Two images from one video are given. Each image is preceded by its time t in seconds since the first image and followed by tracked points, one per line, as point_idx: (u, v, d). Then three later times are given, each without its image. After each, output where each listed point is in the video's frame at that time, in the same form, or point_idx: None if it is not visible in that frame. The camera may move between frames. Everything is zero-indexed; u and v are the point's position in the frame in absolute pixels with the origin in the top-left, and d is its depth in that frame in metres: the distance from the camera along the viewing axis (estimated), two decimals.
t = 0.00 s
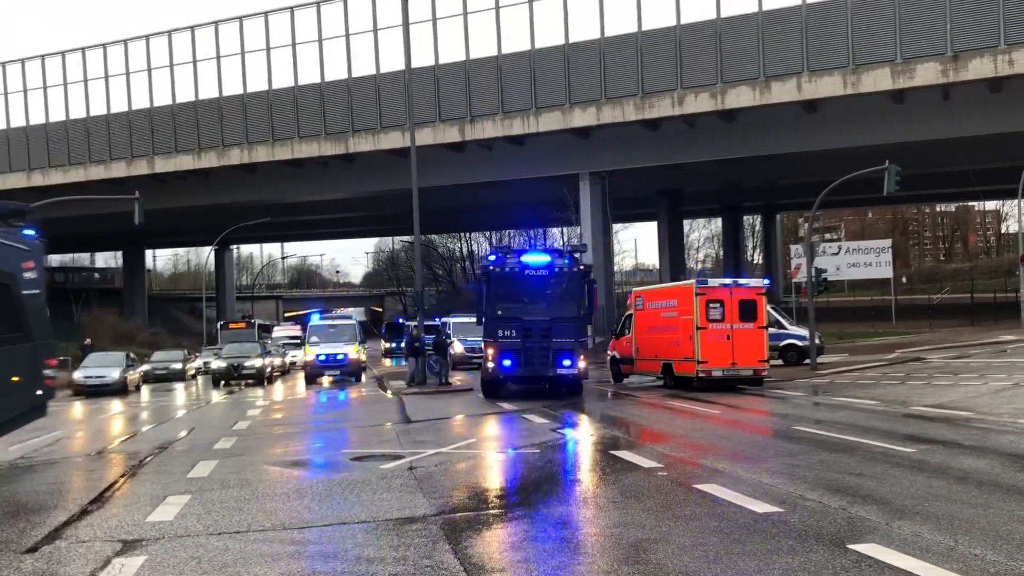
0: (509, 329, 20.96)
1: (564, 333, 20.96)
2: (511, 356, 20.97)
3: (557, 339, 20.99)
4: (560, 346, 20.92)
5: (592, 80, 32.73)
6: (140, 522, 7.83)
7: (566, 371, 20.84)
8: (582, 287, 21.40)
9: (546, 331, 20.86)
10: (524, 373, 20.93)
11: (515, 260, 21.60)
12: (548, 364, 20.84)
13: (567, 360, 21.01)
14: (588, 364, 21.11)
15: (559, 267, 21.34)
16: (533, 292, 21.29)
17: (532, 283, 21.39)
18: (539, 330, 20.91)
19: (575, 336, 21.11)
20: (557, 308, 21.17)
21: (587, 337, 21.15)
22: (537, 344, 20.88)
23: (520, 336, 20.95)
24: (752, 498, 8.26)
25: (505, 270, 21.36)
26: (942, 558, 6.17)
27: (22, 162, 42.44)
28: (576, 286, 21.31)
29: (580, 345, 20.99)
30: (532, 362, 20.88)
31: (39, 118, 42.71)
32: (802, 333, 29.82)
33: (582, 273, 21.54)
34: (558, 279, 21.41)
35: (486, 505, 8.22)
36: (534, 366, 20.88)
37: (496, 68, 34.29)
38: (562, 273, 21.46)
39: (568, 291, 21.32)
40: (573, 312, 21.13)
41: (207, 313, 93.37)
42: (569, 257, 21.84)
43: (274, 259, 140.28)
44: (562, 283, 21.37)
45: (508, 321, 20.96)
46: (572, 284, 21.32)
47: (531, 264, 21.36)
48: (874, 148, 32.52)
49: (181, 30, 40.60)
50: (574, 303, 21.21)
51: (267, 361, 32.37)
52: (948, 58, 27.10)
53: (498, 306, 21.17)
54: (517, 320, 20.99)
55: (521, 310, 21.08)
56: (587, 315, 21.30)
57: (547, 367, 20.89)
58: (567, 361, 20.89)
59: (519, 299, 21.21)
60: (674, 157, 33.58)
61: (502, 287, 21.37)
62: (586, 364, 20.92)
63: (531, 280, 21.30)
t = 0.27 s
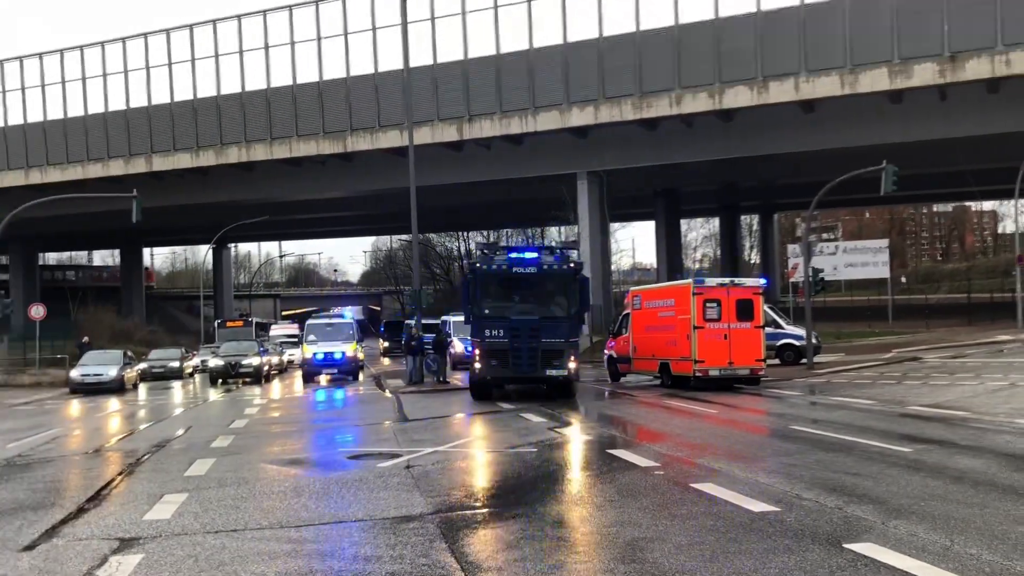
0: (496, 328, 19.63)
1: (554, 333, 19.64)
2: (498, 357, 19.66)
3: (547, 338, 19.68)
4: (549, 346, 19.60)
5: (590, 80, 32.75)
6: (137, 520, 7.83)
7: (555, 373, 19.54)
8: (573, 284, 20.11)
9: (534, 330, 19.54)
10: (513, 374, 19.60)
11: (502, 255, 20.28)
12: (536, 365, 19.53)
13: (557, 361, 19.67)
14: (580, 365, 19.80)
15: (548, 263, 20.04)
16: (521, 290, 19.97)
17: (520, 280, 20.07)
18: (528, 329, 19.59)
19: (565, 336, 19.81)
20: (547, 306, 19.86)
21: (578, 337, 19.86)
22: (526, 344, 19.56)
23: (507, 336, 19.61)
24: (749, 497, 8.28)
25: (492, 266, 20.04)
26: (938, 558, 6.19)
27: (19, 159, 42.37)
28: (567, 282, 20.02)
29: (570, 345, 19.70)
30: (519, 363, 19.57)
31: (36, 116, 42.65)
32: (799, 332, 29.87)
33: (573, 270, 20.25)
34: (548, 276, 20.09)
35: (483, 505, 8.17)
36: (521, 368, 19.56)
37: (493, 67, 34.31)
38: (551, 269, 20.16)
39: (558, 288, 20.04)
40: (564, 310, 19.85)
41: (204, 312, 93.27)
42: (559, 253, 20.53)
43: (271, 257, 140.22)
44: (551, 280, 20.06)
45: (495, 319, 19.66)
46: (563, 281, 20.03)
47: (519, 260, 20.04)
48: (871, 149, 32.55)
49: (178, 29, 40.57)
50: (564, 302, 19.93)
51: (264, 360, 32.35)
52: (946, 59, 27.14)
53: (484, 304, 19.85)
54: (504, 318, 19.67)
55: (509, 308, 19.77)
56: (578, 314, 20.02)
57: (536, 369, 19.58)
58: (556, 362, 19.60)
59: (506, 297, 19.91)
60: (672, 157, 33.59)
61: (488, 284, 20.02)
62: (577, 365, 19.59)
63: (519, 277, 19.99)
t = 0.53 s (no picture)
0: (483, 328, 18.89)
1: (542, 333, 18.85)
2: (485, 358, 18.90)
3: (535, 339, 18.92)
4: (537, 347, 18.81)
5: (591, 78, 32.73)
6: (136, 518, 7.83)
7: (543, 374, 18.76)
8: (564, 283, 19.21)
9: (521, 330, 18.79)
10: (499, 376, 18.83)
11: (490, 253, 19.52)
12: (524, 367, 18.73)
13: (546, 362, 18.89)
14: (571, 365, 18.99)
15: (537, 261, 19.19)
16: (509, 289, 19.19)
17: (507, 279, 19.25)
18: (515, 330, 18.83)
19: (555, 336, 19.02)
20: (535, 305, 19.06)
21: (567, 337, 19.01)
22: (513, 344, 18.78)
23: (494, 336, 18.88)
24: (748, 497, 8.26)
25: (479, 264, 19.27)
26: (939, 558, 6.17)
27: (19, 158, 42.36)
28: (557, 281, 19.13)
29: (560, 346, 18.88)
30: (506, 364, 18.81)
31: (36, 114, 42.64)
32: (799, 332, 29.83)
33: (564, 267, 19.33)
34: (537, 274, 19.25)
35: (482, 505, 8.12)
36: (508, 369, 18.77)
37: (494, 65, 34.29)
38: (540, 268, 19.28)
39: (548, 287, 19.15)
40: (553, 310, 19.00)
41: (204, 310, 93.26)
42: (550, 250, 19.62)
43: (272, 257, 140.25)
44: (540, 279, 19.20)
45: (481, 318, 18.92)
46: (552, 279, 19.14)
47: (506, 259, 19.26)
48: (873, 148, 32.51)
49: (179, 27, 40.56)
50: (553, 301, 19.07)
51: (264, 359, 32.32)
52: (946, 58, 27.12)
53: (470, 303, 19.10)
54: (491, 318, 18.92)
55: (496, 308, 19.01)
56: (568, 313, 19.14)
57: (523, 370, 18.79)
58: (545, 363, 18.82)
59: (493, 296, 19.14)
60: (672, 156, 33.57)
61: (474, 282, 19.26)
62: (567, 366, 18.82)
63: (507, 275, 19.21)
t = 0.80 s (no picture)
0: (469, 331, 18.10)
1: (532, 337, 18.09)
2: (473, 362, 18.18)
3: (524, 342, 18.14)
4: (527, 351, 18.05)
5: (595, 80, 32.72)
6: (143, 520, 7.85)
7: (533, 379, 18.07)
8: (554, 284, 18.35)
9: (510, 334, 18.03)
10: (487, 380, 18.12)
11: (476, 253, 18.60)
12: (513, 372, 17.99)
13: (536, 366, 18.18)
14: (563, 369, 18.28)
15: (525, 262, 18.29)
16: (496, 291, 18.32)
17: (495, 280, 18.37)
18: (503, 333, 18.05)
19: (545, 339, 18.25)
20: (524, 308, 18.22)
21: (558, 341, 18.26)
22: (501, 349, 18.04)
23: (482, 339, 18.09)
24: (755, 499, 8.26)
25: (464, 265, 18.36)
26: (945, 560, 6.16)
27: (25, 160, 42.50)
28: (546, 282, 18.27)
29: (550, 349, 18.13)
30: (495, 369, 18.09)
31: (42, 116, 42.78)
32: (805, 334, 29.77)
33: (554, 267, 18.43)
34: (525, 276, 18.36)
35: (486, 506, 8.18)
36: (497, 374, 18.05)
37: (499, 67, 34.32)
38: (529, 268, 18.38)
39: (537, 288, 18.29)
40: (542, 312, 18.17)
41: (209, 312, 93.45)
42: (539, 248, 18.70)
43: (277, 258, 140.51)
44: (529, 280, 18.33)
45: (467, 322, 18.12)
46: (541, 281, 18.25)
47: (492, 259, 18.34)
48: (879, 149, 32.45)
49: (184, 29, 40.67)
50: (543, 303, 18.21)
51: (270, 360, 32.35)
52: (952, 59, 27.04)
53: (456, 305, 18.25)
54: (478, 321, 18.11)
55: (484, 311, 18.20)
56: (559, 315, 18.33)
57: (512, 374, 18.07)
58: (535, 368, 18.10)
59: (480, 298, 18.26)
60: (677, 157, 33.56)
61: (461, 283, 18.37)
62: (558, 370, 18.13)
63: (494, 277, 18.32)
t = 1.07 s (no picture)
0: (451, 335, 17.39)
1: (515, 340, 17.21)
2: (454, 366, 17.42)
3: (508, 346, 17.30)
4: (510, 355, 17.21)
5: (599, 82, 32.73)
6: (146, 522, 7.85)
7: (517, 385, 17.17)
8: (538, 284, 17.48)
9: (492, 337, 17.23)
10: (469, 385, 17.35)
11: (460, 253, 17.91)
12: (495, 377, 17.18)
13: (520, 371, 17.27)
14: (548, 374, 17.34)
15: (509, 262, 17.50)
16: (480, 293, 17.55)
17: (478, 281, 17.61)
18: (485, 337, 17.27)
19: (530, 343, 17.33)
20: (508, 310, 17.39)
21: (543, 344, 17.34)
22: (483, 352, 17.27)
23: (464, 343, 17.35)
24: (758, 503, 8.25)
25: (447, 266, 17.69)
26: (949, 564, 6.15)
27: (29, 161, 42.55)
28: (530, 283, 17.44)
29: (534, 354, 17.24)
30: (477, 374, 17.30)
31: (47, 117, 42.86)
32: (808, 337, 29.73)
33: (538, 268, 17.57)
34: (509, 276, 17.53)
35: (481, 509, 8.17)
36: (479, 379, 17.27)
37: (502, 69, 34.35)
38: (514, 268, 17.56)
39: (521, 289, 17.45)
40: (526, 314, 17.30)
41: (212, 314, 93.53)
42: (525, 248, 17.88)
43: (280, 260, 140.62)
44: (512, 282, 17.51)
45: (448, 325, 17.42)
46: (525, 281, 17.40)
47: (475, 260, 17.60)
48: (883, 152, 32.42)
49: (188, 31, 40.74)
50: (526, 305, 17.35)
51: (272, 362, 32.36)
52: (956, 62, 26.99)
53: (438, 307, 17.60)
54: (460, 324, 17.39)
55: (466, 313, 17.47)
56: (544, 318, 17.44)
57: (495, 380, 17.26)
58: (518, 372, 17.22)
59: (463, 299, 17.55)
60: (680, 160, 33.57)
61: (443, 285, 17.71)
62: (543, 375, 17.20)
63: (476, 278, 17.56)
